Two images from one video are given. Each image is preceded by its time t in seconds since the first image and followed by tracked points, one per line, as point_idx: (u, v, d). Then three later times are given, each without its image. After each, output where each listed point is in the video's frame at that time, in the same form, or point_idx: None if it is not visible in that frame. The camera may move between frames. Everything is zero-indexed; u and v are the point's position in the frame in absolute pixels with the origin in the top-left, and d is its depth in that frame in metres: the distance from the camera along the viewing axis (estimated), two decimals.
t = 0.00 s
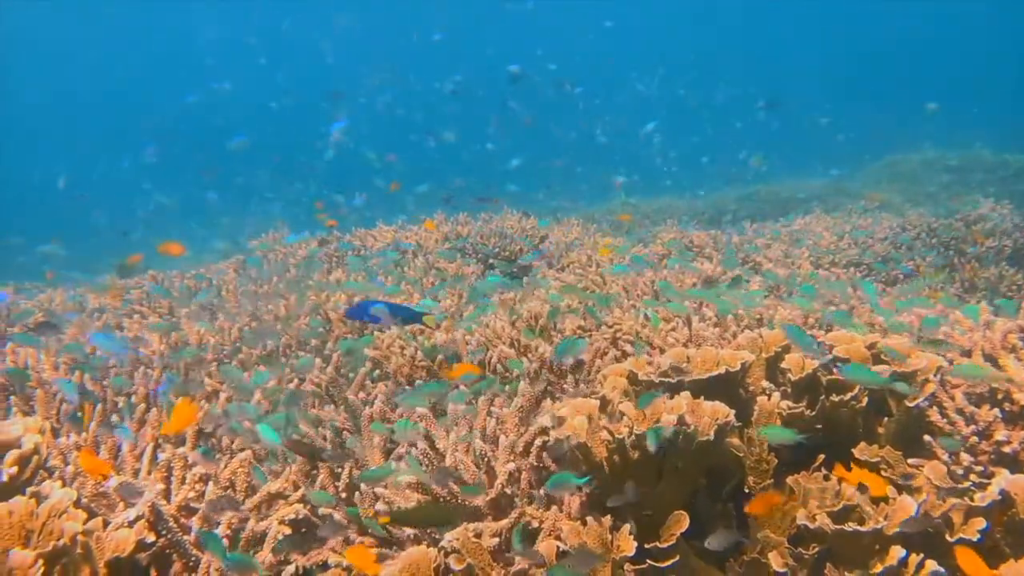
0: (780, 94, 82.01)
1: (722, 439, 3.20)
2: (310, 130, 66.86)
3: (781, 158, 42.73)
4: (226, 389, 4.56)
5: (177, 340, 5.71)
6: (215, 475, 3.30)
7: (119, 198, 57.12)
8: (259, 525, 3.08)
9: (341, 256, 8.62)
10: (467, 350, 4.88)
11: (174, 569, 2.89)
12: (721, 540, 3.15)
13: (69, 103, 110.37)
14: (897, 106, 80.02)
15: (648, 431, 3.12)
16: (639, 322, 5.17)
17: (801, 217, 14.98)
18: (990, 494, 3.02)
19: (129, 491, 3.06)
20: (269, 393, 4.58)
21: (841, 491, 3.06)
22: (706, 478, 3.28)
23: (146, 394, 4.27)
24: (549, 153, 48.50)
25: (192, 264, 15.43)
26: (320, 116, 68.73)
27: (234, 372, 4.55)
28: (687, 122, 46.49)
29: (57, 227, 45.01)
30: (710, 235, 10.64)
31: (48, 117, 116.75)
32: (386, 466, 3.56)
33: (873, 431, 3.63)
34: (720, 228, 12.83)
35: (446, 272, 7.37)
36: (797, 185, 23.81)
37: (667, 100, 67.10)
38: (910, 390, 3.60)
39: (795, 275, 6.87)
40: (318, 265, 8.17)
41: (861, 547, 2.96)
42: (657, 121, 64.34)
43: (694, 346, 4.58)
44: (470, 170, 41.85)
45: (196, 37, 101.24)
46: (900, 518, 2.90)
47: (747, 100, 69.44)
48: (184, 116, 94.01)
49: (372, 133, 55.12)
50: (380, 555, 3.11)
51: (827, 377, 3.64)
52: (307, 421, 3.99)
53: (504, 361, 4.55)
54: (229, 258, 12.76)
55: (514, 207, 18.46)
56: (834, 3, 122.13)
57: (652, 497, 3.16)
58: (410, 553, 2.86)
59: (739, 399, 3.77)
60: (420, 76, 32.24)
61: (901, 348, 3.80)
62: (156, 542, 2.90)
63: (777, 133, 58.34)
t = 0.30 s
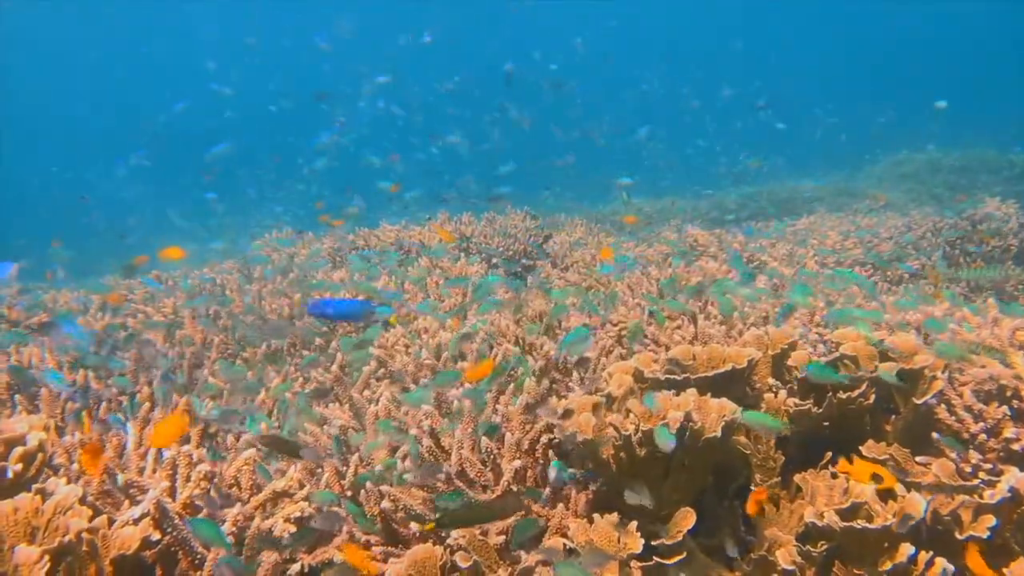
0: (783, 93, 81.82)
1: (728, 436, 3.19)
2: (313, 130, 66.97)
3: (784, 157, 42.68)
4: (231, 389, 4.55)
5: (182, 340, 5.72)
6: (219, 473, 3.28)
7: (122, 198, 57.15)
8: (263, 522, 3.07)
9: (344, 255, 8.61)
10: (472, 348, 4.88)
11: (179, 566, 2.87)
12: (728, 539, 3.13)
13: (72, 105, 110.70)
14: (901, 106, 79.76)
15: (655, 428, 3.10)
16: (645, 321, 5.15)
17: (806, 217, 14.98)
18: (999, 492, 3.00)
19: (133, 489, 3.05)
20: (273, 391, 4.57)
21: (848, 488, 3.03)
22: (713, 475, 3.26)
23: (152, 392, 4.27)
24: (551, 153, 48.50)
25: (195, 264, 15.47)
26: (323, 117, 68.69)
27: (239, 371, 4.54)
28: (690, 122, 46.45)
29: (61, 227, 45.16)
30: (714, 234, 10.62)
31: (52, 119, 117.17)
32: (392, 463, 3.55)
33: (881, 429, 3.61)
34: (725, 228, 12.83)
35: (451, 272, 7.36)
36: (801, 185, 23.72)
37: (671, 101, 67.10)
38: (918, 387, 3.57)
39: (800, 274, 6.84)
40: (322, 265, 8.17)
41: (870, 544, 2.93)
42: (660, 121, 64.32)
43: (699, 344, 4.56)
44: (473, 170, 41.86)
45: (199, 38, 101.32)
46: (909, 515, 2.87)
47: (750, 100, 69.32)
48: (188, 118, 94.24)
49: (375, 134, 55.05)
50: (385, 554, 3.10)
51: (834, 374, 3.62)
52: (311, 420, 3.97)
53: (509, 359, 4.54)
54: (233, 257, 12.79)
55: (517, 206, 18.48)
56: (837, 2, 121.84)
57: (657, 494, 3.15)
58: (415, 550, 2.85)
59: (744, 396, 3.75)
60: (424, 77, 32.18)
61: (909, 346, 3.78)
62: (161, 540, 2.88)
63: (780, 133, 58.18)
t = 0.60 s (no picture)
0: (784, 93, 81.67)
1: (735, 434, 3.18)
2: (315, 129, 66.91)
3: (787, 156, 42.57)
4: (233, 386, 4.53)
5: (185, 340, 5.71)
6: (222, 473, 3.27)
7: (123, 198, 57.06)
8: (265, 522, 3.05)
9: (345, 254, 8.58)
10: (475, 346, 4.86)
11: (183, 564, 2.84)
12: (735, 537, 3.11)
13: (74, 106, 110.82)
14: (902, 105, 79.61)
15: (661, 426, 3.08)
16: (649, 319, 5.15)
17: (808, 216, 14.96)
18: (1007, 490, 2.98)
19: (137, 488, 3.04)
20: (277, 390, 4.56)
21: (854, 486, 3.02)
22: (719, 474, 3.25)
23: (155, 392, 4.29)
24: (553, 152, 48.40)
25: (198, 264, 15.44)
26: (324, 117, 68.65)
27: (240, 369, 4.55)
28: (692, 121, 46.38)
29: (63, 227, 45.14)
30: (717, 233, 10.60)
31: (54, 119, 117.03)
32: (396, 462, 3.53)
33: (887, 426, 3.60)
34: (729, 228, 12.78)
35: (454, 271, 7.36)
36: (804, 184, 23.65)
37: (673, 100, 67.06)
38: (927, 387, 3.55)
39: (805, 273, 6.80)
40: (325, 264, 8.17)
41: (876, 542, 2.92)
42: (662, 120, 64.25)
43: (704, 342, 4.55)
44: (474, 169, 41.77)
45: (201, 38, 101.27)
46: (917, 511, 2.86)
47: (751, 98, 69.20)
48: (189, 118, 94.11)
49: (376, 133, 55.00)
50: (389, 552, 3.08)
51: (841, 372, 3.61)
52: (317, 418, 3.94)
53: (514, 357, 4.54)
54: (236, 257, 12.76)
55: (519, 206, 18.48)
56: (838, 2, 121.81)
57: (664, 490, 3.14)
58: (421, 548, 2.83)
59: (750, 394, 3.75)
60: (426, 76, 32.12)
61: (913, 344, 3.77)
62: (164, 539, 2.87)
63: (782, 133, 58.09)
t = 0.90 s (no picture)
0: (784, 92, 81.60)
1: (742, 432, 3.15)
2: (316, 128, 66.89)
3: (787, 156, 42.51)
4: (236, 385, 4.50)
5: (187, 339, 5.68)
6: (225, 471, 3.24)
7: (124, 197, 57.08)
8: (268, 520, 3.02)
9: (346, 252, 8.54)
10: (479, 343, 4.86)
11: (186, 562, 2.82)
12: (743, 536, 3.07)
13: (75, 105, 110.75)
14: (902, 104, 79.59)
15: (668, 423, 3.03)
16: (654, 318, 5.12)
17: (809, 214, 14.92)
18: (1018, 488, 2.96)
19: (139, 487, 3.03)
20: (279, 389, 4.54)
21: (863, 484, 2.98)
22: (725, 471, 3.22)
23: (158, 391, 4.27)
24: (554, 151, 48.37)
25: (197, 263, 15.41)
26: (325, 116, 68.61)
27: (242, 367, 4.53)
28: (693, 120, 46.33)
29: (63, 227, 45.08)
30: (718, 231, 10.56)
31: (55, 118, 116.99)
32: (399, 461, 3.51)
33: (895, 423, 3.57)
34: (730, 226, 12.72)
35: (456, 270, 7.34)
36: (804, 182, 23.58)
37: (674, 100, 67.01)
38: (934, 382, 3.52)
39: (808, 270, 6.76)
40: (326, 263, 8.14)
41: (886, 540, 2.89)
42: (663, 119, 64.21)
43: (709, 339, 4.53)
44: (475, 167, 41.75)
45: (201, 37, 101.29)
46: (926, 509, 2.84)
47: (751, 96, 69.11)
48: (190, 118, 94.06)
49: (376, 132, 54.96)
50: (393, 551, 3.05)
51: (848, 368, 3.58)
52: (320, 418, 3.91)
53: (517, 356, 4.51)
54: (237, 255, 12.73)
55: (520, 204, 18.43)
56: (837, 1, 121.86)
57: (669, 489, 3.11)
58: (426, 546, 2.81)
59: (755, 391, 3.72)
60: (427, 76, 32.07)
61: (922, 340, 3.71)
62: (167, 536, 2.85)
63: (782, 131, 58.07)
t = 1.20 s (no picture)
0: (783, 90, 81.42)
1: (748, 431, 3.11)
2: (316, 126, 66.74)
3: (786, 154, 42.40)
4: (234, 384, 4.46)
5: (186, 339, 5.65)
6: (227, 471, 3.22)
7: (121, 195, 56.91)
8: (270, 519, 2.99)
9: (348, 251, 8.51)
10: (482, 342, 4.84)
11: (189, 560, 2.82)
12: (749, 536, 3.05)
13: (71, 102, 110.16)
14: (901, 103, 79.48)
15: (673, 420, 2.99)
16: (656, 315, 5.11)
17: (810, 213, 14.83)
18: None
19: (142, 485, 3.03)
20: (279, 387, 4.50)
21: (868, 483, 2.95)
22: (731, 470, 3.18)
23: (159, 390, 4.25)
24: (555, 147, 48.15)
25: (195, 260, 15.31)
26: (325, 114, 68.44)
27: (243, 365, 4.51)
28: (694, 118, 46.17)
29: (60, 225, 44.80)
30: (719, 229, 10.51)
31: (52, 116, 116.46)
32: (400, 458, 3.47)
33: (901, 421, 3.54)
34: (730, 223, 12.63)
35: (459, 268, 7.30)
36: (806, 181, 23.46)
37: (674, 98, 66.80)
38: (940, 378, 3.49)
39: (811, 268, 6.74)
40: (327, 260, 8.09)
41: (894, 540, 2.86)
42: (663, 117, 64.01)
43: (713, 337, 4.52)
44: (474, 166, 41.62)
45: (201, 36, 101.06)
46: (934, 509, 2.83)
47: (750, 94, 68.96)
48: (189, 117, 93.86)
49: (375, 131, 54.79)
50: (396, 551, 3.00)
51: (855, 367, 3.54)
52: (324, 416, 3.87)
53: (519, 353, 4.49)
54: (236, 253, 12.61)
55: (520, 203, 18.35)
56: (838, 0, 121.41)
57: (673, 488, 3.07)
58: (429, 545, 2.78)
59: (760, 389, 3.68)
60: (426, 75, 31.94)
61: (928, 337, 3.67)
62: (170, 535, 2.83)
63: (782, 130, 57.91)
